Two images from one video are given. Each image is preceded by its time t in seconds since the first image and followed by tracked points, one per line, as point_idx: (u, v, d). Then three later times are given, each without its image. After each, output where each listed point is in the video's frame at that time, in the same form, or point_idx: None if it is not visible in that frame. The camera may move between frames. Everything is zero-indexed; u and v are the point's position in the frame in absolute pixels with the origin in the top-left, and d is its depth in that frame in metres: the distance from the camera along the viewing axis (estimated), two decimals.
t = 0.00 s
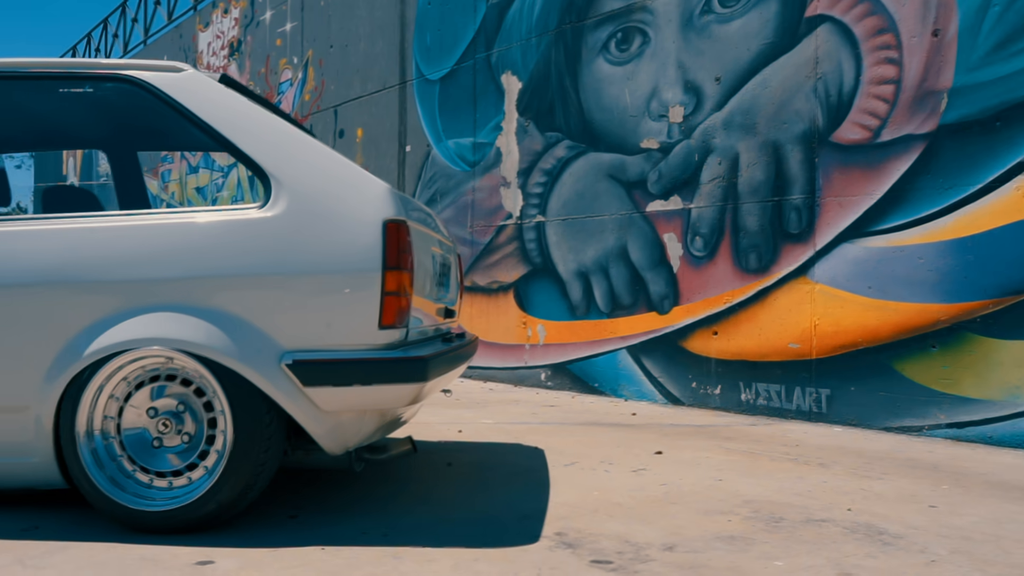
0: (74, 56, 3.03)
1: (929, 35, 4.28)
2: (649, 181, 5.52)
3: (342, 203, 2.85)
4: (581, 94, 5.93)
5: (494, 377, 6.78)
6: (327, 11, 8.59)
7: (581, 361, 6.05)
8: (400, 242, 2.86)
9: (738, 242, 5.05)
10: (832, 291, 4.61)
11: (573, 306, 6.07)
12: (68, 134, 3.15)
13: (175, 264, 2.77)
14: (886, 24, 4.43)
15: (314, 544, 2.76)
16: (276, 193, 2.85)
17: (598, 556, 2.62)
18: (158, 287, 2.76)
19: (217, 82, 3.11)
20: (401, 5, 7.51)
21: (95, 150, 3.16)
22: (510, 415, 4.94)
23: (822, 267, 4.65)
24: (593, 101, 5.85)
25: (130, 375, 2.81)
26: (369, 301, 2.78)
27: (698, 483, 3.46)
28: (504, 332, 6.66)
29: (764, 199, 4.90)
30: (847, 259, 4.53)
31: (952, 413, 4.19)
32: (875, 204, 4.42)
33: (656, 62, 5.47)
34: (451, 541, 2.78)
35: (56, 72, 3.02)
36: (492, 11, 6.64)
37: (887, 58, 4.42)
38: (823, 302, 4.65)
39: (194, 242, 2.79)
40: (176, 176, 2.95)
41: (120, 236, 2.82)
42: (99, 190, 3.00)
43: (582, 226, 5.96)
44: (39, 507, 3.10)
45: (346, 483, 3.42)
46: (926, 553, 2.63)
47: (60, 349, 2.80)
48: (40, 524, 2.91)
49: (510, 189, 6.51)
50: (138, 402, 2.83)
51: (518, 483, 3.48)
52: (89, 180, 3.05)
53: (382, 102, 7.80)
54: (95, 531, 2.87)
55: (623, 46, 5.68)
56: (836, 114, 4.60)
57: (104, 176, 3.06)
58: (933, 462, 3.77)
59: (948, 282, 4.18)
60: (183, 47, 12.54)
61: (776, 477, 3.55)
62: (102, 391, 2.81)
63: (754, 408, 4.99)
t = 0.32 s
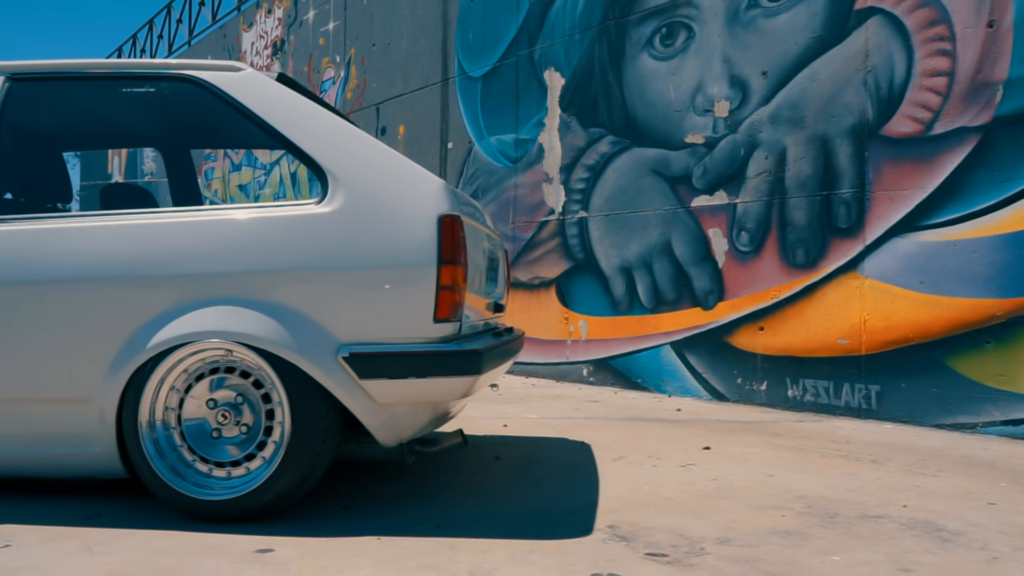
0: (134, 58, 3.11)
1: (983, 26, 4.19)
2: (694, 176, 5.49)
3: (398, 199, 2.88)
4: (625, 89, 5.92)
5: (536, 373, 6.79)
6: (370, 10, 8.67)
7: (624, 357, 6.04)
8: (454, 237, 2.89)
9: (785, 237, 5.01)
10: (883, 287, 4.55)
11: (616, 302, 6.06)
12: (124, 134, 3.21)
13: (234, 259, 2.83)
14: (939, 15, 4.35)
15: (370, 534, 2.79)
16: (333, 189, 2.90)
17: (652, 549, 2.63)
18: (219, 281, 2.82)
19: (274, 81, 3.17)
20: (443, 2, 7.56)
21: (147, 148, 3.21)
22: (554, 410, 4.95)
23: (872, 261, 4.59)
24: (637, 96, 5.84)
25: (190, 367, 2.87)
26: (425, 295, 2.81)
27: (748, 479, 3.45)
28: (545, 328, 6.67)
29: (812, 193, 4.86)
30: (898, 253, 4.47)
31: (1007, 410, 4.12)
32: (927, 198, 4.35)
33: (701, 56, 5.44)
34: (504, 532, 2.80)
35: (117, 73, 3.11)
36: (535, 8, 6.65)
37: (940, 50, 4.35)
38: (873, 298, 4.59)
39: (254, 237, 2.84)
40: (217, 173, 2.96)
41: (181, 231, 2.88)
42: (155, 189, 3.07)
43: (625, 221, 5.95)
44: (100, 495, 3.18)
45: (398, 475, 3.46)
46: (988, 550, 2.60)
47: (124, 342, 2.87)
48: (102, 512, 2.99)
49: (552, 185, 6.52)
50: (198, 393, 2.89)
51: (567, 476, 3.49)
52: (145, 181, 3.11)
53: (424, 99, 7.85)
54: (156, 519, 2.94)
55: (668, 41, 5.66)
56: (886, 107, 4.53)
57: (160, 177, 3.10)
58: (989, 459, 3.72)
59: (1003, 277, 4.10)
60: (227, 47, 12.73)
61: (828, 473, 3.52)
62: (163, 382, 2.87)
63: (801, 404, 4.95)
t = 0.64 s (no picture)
0: (196, 59, 3.21)
1: None
2: (739, 171, 5.47)
3: (453, 195, 2.93)
4: (668, 84, 5.91)
5: (577, 368, 6.81)
6: (412, 8, 8.74)
7: (667, 352, 6.04)
8: (509, 232, 2.93)
9: (833, 232, 4.97)
10: (934, 281, 4.49)
11: (659, 297, 6.06)
12: (181, 133, 3.29)
13: (294, 254, 2.89)
14: (992, 6, 4.28)
15: (427, 523, 2.84)
16: (390, 185, 2.95)
17: (708, 542, 2.64)
18: (280, 275, 2.89)
19: (332, 79, 3.24)
20: None
21: (201, 147, 3.30)
22: (599, 404, 4.97)
23: (923, 256, 4.54)
24: (682, 91, 5.82)
25: (250, 359, 2.94)
26: (481, 289, 2.86)
27: (799, 474, 3.44)
28: (587, 323, 6.69)
29: (861, 187, 4.81)
30: (950, 248, 4.41)
31: None
32: (980, 191, 4.29)
33: (747, 51, 5.42)
34: (558, 524, 2.83)
35: (181, 74, 3.20)
36: (579, 4, 6.66)
37: (994, 42, 4.28)
38: (924, 293, 4.54)
39: (313, 232, 2.91)
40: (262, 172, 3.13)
41: (243, 227, 2.95)
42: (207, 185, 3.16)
43: (669, 216, 5.94)
44: (162, 483, 3.27)
45: (450, 467, 3.51)
46: None
47: (188, 335, 2.94)
48: (165, 499, 3.07)
49: (594, 181, 6.53)
50: (258, 384, 2.96)
51: (617, 469, 3.51)
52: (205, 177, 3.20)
53: (466, 96, 7.90)
54: (217, 506, 3.02)
55: (714, 36, 5.64)
56: (938, 99, 4.48)
57: (217, 174, 3.19)
58: None
59: None
60: (271, 46, 12.93)
61: (880, 469, 3.50)
62: (225, 374, 2.95)
63: (849, 400, 4.91)
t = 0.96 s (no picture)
0: (257, 58, 3.33)
1: None
2: (785, 165, 5.44)
3: (510, 191, 3.00)
4: (714, 79, 5.90)
5: (620, 363, 6.82)
6: (456, 5, 8.81)
7: (712, 347, 6.03)
8: (564, 227, 2.99)
9: (882, 226, 4.92)
10: (987, 276, 4.44)
11: (704, 292, 6.05)
12: (238, 130, 3.37)
13: (355, 248, 2.98)
14: None
15: (483, 513, 2.89)
16: (447, 180, 3.04)
17: (763, 535, 2.66)
18: (341, 269, 2.97)
19: (388, 76, 3.35)
20: None
21: (256, 146, 3.37)
22: (645, 399, 4.99)
23: (975, 250, 4.49)
24: (728, 85, 5.81)
25: (310, 351, 3.02)
26: (536, 283, 2.92)
27: (851, 469, 3.43)
28: (630, 318, 6.70)
29: (911, 181, 4.76)
30: (1003, 242, 4.35)
31: None
32: None
33: (795, 44, 5.39)
34: (612, 515, 2.87)
35: (245, 73, 3.31)
36: None
37: None
38: (976, 288, 4.49)
39: (373, 227, 2.99)
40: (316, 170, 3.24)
41: (304, 222, 3.04)
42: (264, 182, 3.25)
43: (714, 211, 5.93)
44: (223, 472, 3.36)
45: (502, 459, 3.56)
46: None
47: (250, 328, 3.03)
48: (227, 487, 3.16)
49: (639, 176, 6.53)
50: (318, 376, 3.04)
51: (667, 463, 3.53)
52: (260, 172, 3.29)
53: (510, 93, 7.94)
54: (277, 494, 3.10)
55: (760, 30, 5.63)
56: (992, 91, 4.41)
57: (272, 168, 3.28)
58: None
59: None
60: (315, 45, 13.10)
61: (934, 465, 3.48)
62: (286, 366, 3.03)
63: (898, 396, 4.87)
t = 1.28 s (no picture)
0: (309, 56, 3.45)
1: None
2: (834, 158, 5.40)
3: (566, 183, 3.07)
4: (761, 71, 5.87)
5: (664, 357, 6.82)
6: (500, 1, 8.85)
7: (758, 342, 6.00)
8: (618, 219, 3.05)
9: (933, 219, 4.87)
10: None
11: (749, 286, 6.03)
12: (290, 127, 3.51)
13: (414, 241, 3.06)
14: None
15: (538, 502, 2.93)
16: (502, 173, 3.12)
17: (819, 526, 2.67)
18: (399, 262, 3.05)
19: (443, 72, 3.44)
20: None
21: (310, 141, 3.50)
22: (692, 393, 4.99)
23: None
24: (775, 78, 5.78)
25: (367, 342, 3.10)
26: (590, 275, 2.98)
27: (905, 463, 3.41)
28: (675, 312, 6.70)
29: (964, 174, 4.70)
30: None
31: None
32: None
33: (844, 36, 5.35)
34: (666, 505, 2.89)
35: (301, 70, 3.44)
36: None
37: None
38: None
39: (430, 220, 3.07)
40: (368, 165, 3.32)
41: (364, 216, 3.13)
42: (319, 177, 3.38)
43: (760, 205, 5.90)
44: (282, 460, 3.45)
45: (554, 450, 3.60)
46: None
47: (310, 319, 3.11)
48: (287, 474, 3.25)
49: (684, 170, 6.52)
50: (375, 367, 3.11)
51: (718, 455, 3.55)
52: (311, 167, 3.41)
53: (553, 88, 7.96)
54: (335, 482, 3.17)
55: (808, 22, 5.59)
56: None
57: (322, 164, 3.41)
58: None
59: None
60: (359, 42, 13.23)
61: (990, 460, 3.44)
62: (344, 356, 3.11)
63: (949, 391, 4.81)
